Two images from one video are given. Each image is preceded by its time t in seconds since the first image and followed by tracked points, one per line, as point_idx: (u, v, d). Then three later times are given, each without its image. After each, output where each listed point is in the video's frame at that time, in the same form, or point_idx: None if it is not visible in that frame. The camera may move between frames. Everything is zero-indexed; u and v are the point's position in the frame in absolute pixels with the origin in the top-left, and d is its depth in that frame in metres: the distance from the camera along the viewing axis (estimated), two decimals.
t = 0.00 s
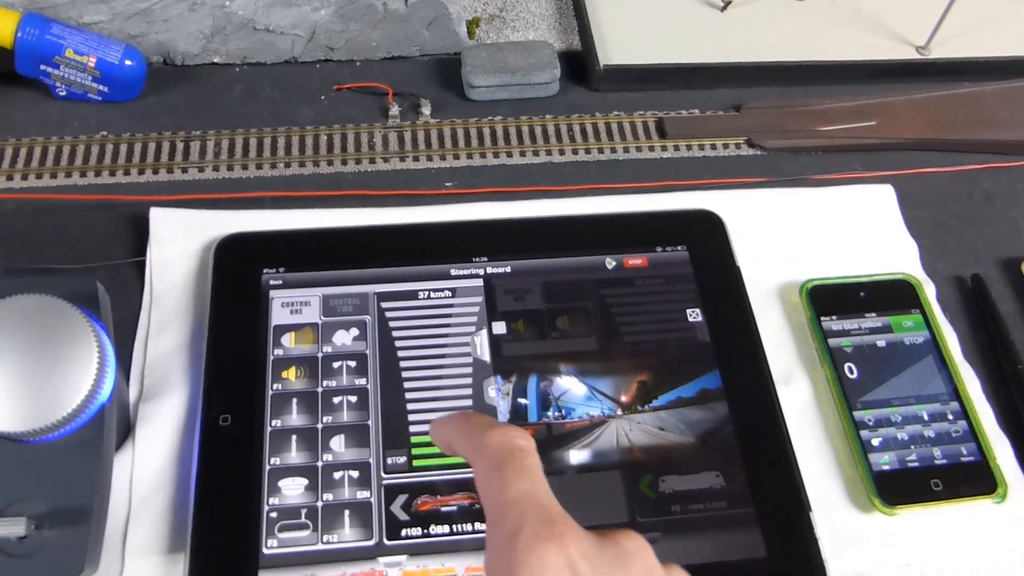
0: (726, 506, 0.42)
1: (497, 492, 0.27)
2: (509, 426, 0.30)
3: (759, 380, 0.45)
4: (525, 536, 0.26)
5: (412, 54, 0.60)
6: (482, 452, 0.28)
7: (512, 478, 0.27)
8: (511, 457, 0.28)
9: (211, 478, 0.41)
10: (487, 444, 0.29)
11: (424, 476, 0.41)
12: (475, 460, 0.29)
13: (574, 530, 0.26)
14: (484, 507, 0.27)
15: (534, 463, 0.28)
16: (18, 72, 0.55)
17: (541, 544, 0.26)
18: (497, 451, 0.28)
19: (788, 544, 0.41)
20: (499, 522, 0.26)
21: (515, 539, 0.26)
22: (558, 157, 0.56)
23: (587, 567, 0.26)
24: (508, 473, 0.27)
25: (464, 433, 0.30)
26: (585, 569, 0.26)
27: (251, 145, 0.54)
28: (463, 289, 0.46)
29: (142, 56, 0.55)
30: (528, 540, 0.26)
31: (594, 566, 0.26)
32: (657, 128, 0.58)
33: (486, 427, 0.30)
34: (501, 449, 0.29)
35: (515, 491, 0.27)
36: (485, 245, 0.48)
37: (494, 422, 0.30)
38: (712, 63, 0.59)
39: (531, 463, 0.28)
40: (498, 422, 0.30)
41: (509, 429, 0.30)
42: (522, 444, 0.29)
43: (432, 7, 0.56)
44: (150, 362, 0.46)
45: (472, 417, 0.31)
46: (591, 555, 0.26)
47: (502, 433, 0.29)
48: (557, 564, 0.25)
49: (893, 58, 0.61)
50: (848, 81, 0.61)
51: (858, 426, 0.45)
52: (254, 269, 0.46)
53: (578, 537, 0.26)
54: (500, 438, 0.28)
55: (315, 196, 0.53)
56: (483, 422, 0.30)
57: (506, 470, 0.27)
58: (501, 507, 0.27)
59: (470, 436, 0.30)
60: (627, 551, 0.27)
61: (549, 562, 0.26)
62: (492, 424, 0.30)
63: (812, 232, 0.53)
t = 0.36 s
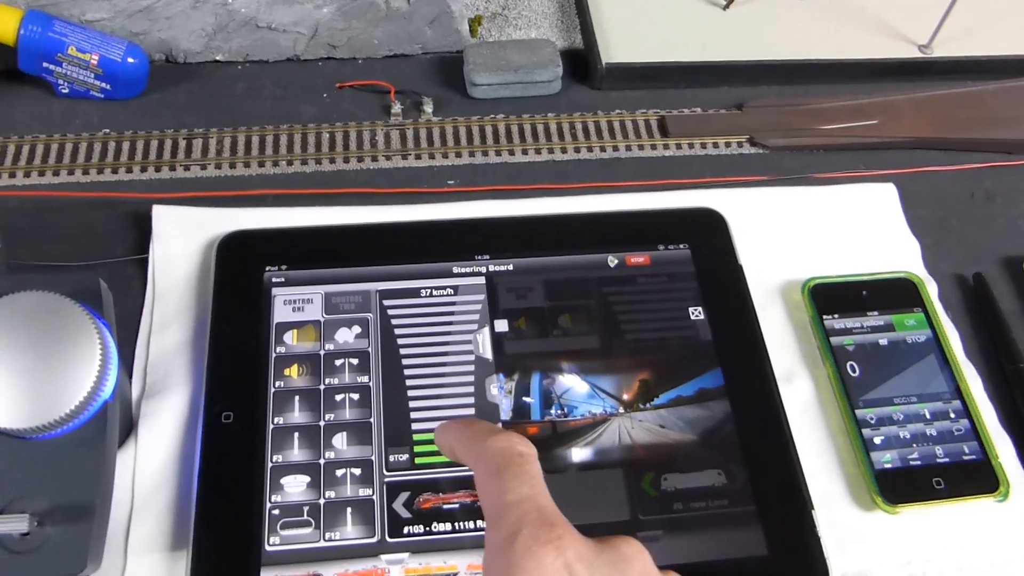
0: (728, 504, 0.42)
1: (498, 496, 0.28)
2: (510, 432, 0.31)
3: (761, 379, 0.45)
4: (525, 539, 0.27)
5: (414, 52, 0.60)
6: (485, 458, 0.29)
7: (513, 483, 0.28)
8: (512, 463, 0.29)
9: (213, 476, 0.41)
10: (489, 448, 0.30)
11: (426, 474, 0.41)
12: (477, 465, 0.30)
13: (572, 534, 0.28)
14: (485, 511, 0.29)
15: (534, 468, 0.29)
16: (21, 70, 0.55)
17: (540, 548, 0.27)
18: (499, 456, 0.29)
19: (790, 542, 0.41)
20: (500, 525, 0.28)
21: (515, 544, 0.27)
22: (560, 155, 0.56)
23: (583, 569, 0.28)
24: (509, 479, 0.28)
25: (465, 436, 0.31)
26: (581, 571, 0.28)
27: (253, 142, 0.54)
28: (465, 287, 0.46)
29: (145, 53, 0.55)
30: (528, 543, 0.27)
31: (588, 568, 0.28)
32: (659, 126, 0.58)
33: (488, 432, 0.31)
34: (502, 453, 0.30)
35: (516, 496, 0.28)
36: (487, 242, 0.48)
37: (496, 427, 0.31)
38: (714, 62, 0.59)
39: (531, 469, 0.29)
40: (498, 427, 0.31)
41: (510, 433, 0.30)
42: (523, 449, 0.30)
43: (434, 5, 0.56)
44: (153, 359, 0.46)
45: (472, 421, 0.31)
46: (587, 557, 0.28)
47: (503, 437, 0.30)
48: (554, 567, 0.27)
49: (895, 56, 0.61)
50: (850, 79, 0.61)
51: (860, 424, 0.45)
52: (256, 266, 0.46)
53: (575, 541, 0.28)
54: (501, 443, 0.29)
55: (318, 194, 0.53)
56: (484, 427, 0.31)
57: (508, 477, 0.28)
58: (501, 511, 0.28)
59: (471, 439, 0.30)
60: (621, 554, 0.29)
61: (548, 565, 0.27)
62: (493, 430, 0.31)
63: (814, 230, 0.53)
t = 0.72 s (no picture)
0: (727, 503, 0.42)
1: (507, 490, 0.28)
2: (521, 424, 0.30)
3: (761, 378, 0.45)
4: (534, 535, 0.27)
5: (414, 51, 0.60)
6: (495, 451, 0.29)
7: (522, 478, 0.28)
8: (523, 457, 0.28)
9: (213, 474, 0.41)
10: (499, 441, 0.29)
11: (426, 473, 0.41)
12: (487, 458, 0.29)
13: (581, 531, 0.28)
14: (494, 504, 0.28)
15: (545, 463, 0.28)
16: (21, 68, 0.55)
17: (549, 545, 0.27)
18: (509, 450, 0.29)
19: (789, 541, 0.41)
20: (508, 520, 0.27)
21: (524, 539, 0.27)
22: (561, 154, 0.56)
23: (591, 565, 0.27)
24: (519, 473, 0.28)
25: (476, 428, 0.30)
26: (590, 568, 0.27)
27: (254, 141, 0.54)
28: (464, 286, 0.46)
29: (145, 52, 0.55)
30: (536, 538, 0.27)
31: (597, 565, 0.28)
32: (659, 125, 0.58)
33: (498, 424, 0.30)
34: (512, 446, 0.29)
35: (525, 491, 0.28)
36: (487, 241, 0.48)
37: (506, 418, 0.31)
38: (714, 60, 0.59)
39: (542, 462, 0.29)
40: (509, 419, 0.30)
41: (522, 426, 0.30)
42: (534, 442, 0.29)
43: (434, 4, 0.56)
44: (152, 358, 0.46)
45: (482, 411, 0.31)
46: (596, 554, 0.28)
47: (514, 430, 0.29)
48: (562, 563, 0.27)
49: (896, 55, 0.61)
50: (850, 78, 0.61)
51: (860, 423, 0.45)
52: (256, 265, 0.46)
53: (584, 538, 0.28)
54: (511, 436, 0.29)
55: (317, 192, 0.53)
56: (494, 418, 0.31)
57: (518, 471, 0.28)
58: (510, 505, 0.28)
59: (480, 430, 0.30)
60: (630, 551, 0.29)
61: (555, 561, 0.27)
62: (504, 422, 0.30)
63: (814, 229, 0.53)
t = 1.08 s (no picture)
0: (729, 501, 0.42)
1: (504, 475, 0.28)
2: (515, 412, 0.30)
3: (762, 377, 0.45)
4: (532, 517, 0.27)
5: (415, 49, 0.60)
6: (491, 438, 0.29)
7: (518, 462, 0.28)
8: (518, 442, 0.28)
9: (215, 473, 0.41)
10: (493, 428, 0.29)
11: (427, 471, 0.41)
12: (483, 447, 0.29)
13: (581, 512, 0.27)
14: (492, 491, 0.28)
15: (541, 447, 0.28)
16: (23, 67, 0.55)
17: (547, 526, 0.27)
18: (504, 436, 0.29)
19: (791, 540, 0.41)
20: (506, 504, 0.27)
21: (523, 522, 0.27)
22: (562, 153, 0.56)
23: (592, 546, 0.27)
24: (515, 457, 0.28)
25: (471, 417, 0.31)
26: (590, 548, 0.27)
27: (255, 140, 0.54)
28: (466, 285, 0.46)
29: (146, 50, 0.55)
30: (535, 521, 0.27)
31: (597, 545, 0.27)
32: (660, 124, 0.58)
33: (492, 412, 0.30)
34: (507, 433, 0.29)
35: (522, 474, 0.28)
36: (488, 240, 0.48)
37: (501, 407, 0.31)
38: (716, 59, 0.59)
39: (538, 447, 0.29)
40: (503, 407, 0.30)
41: (516, 413, 0.30)
42: (528, 428, 0.29)
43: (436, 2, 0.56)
44: (154, 356, 0.46)
45: (477, 401, 0.31)
46: (596, 534, 0.28)
47: (507, 417, 0.29)
48: (562, 544, 0.27)
49: (897, 53, 0.61)
50: (851, 77, 0.61)
51: (862, 422, 0.45)
52: (258, 264, 0.46)
53: (584, 518, 0.27)
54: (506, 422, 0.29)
55: (319, 191, 0.53)
56: (489, 406, 0.31)
57: (513, 455, 0.28)
58: (507, 489, 0.28)
59: (475, 419, 0.30)
60: (631, 532, 0.29)
61: (555, 543, 0.27)
62: (498, 410, 0.30)
63: (816, 228, 0.53)
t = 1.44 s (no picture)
0: (728, 504, 0.42)
1: (493, 474, 0.29)
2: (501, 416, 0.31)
3: (761, 380, 0.45)
4: (521, 513, 0.28)
5: (416, 51, 0.60)
6: (478, 440, 0.30)
7: (506, 460, 0.29)
8: (504, 442, 0.29)
9: (214, 473, 0.41)
10: (480, 430, 0.30)
11: (427, 473, 0.41)
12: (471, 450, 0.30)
13: (570, 506, 0.28)
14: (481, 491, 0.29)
15: (527, 446, 0.29)
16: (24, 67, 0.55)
17: (536, 521, 0.27)
18: (491, 438, 0.30)
19: (789, 542, 0.41)
20: (495, 502, 0.28)
21: (513, 518, 0.27)
22: (562, 155, 0.56)
23: (582, 541, 0.28)
24: (503, 456, 0.29)
25: (457, 422, 0.32)
26: (580, 543, 0.28)
27: (256, 141, 0.55)
28: (466, 287, 0.46)
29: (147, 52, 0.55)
30: (524, 517, 0.27)
31: (587, 540, 0.28)
32: (660, 127, 0.58)
33: (479, 417, 0.31)
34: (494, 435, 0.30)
35: (510, 472, 0.29)
36: (488, 242, 0.48)
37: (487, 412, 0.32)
38: (716, 62, 0.59)
39: (524, 447, 0.30)
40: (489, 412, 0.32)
41: (502, 417, 0.31)
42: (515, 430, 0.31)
43: (437, 5, 0.56)
44: (154, 357, 0.46)
45: (463, 408, 0.32)
46: (585, 529, 0.28)
47: (493, 418, 0.31)
48: (552, 538, 0.27)
49: (898, 57, 0.61)
50: (851, 80, 0.61)
51: (860, 424, 0.45)
52: (258, 265, 0.46)
53: (573, 513, 0.28)
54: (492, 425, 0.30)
55: (319, 193, 0.53)
56: (475, 412, 0.32)
57: (501, 454, 0.29)
58: (496, 488, 0.28)
59: (462, 424, 0.31)
60: (622, 526, 0.29)
61: (545, 537, 0.27)
62: (484, 414, 0.31)
63: (815, 231, 0.53)
